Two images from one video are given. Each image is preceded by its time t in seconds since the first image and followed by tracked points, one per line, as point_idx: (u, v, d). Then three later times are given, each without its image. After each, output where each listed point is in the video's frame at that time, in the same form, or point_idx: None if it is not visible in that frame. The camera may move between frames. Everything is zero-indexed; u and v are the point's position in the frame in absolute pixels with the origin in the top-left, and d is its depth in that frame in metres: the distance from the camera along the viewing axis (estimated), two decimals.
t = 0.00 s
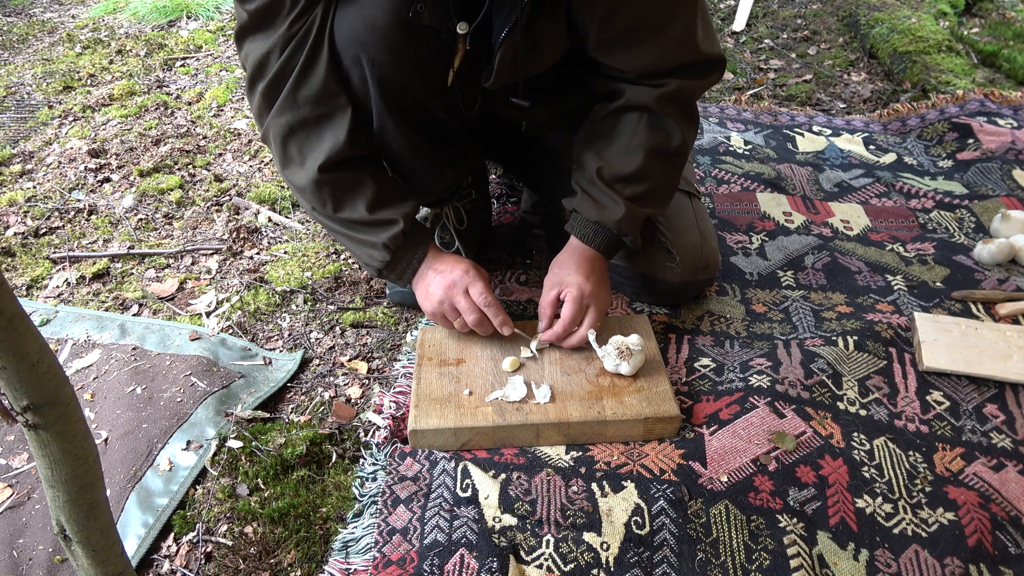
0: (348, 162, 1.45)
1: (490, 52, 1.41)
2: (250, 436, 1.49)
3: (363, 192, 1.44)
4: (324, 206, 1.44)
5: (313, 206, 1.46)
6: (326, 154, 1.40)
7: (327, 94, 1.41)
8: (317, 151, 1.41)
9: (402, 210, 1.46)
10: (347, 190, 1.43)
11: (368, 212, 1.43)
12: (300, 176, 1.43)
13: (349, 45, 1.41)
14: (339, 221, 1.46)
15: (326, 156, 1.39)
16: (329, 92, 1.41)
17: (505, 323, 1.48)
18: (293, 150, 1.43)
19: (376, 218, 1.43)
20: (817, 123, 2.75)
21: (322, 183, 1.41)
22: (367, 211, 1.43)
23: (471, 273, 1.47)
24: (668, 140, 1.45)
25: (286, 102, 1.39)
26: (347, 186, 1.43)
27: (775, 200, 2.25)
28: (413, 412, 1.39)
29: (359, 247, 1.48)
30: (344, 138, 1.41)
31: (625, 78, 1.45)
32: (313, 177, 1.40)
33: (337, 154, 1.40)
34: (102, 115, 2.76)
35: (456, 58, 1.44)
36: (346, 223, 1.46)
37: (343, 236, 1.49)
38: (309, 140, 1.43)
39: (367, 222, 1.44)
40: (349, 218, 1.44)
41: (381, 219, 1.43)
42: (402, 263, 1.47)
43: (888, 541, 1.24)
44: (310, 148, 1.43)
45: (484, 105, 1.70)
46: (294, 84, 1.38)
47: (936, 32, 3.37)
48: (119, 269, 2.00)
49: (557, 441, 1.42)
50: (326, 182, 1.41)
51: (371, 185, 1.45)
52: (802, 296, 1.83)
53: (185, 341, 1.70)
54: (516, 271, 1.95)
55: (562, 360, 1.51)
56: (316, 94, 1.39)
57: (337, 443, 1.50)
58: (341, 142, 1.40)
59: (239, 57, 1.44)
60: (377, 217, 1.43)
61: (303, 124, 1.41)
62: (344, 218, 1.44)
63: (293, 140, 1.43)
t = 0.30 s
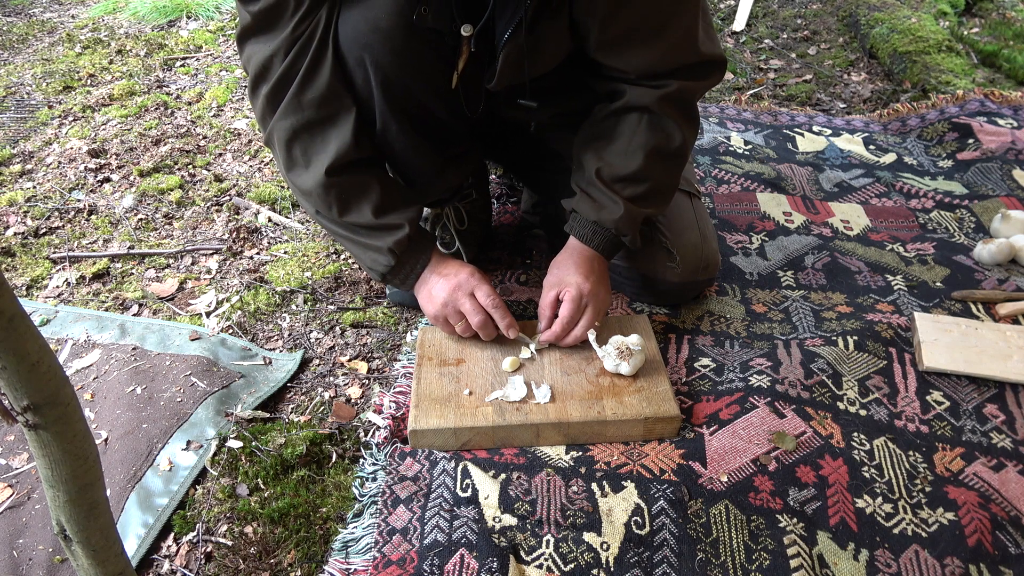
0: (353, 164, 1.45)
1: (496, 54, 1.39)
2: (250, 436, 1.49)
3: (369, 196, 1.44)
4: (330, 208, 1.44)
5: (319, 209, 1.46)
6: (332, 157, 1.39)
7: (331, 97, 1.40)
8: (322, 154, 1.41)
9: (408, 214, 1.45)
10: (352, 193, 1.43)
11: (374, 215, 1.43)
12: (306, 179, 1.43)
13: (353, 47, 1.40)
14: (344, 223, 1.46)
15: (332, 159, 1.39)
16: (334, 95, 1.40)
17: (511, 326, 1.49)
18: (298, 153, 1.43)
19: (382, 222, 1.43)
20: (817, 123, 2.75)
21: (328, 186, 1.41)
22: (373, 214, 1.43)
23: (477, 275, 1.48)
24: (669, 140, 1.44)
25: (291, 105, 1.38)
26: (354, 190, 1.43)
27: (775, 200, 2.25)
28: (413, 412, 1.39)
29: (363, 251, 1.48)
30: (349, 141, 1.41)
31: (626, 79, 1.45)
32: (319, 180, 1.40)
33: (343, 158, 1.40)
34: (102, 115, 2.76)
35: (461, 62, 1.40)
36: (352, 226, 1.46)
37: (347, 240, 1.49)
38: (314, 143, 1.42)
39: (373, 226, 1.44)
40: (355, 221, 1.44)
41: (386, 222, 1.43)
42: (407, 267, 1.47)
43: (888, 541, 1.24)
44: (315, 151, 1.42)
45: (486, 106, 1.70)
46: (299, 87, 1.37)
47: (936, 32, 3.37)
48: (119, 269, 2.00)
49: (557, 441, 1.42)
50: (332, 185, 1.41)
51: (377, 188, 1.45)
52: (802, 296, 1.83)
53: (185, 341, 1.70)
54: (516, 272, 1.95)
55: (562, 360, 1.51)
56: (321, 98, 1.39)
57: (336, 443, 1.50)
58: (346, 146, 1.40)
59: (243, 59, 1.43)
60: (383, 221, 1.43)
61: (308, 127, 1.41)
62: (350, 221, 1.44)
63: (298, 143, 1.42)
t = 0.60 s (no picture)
0: (356, 164, 1.45)
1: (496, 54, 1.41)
2: (250, 436, 1.49)
3: (372, 195, 1.44)
4: (332, 207, 1.44)
5: (322, 208, 1.45)
6: (335, 156, 1.39)
7: (334, 97, 1.40)
8: (325, 154, 1.41)
9: (411, 214, 1.46)
10: (355, 192, 1.43)
11: (377, 215, 1.43)
12: (309, 178, 1.43)
13: (356, 46, 1.40)
14: (347, 222, 1.46)
15: (335, 157, 1.39)
16: (336, 95, 1.40)
17: (515, 326, 1.48)
18: (301, 152, 1.43)
19: (385, 221, 1.43)
20: (817, 123, 2.75)
21: (330, 186, 1.40)
22: (376, 214, 1.43)
23: (484, 274, 1.48)
24: (668, 141, 1.45)
25: (293, 104, 1.38)
26: (356, 189, 1.43)
27: (775, 200, 2.25)
28: (413, 412, 1.39)
29: (366, 249, 1.47)
30: (352, 140, 1.41)
31: (626, 79, 1.45)
32: (322, 180, 1.40)
33: (346, 157, 1.40)
34: (102, 115, 2.76)
35: (462, 61, 1.44)
36: (354, 226, 1.46)
37: (348, 237, 1.48)
38: (317, 142, 1.42)
39: (376, 225, 1.44)
40: (358, 220, 1.44)
41: (389, 222, 1.43)
42: (410, 266, 1.47)
43: (888, 541, 1.24)
44: (318, 150, 1.42)
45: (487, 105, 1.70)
46: (301, 87, 1.37)
47: (936, 32, 3.37)
48: (119, 269, 2.00)
49: (557, 441, 1.42)
50: (335, 183, 1.40)
51: (380, 188, 1.45)
52: (802, 296, 1.83)
53: (185, 341, 1.70)
54: (516, 272, 1.95)
55: (562, 360, 1.51)
56: (323, 97, 1.39)
57: (336, 443, 1.50)
58: (349, 145, 1.40)
59: (246, 58, 1.44)
60: (386, 220, 1.43)
61: (311, 127, 1.41)
62: (353, 221, 1.44)
63: (300, 142, 1.42)
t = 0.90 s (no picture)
0: (361, 160, 1.45)
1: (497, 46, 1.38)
2: (250, 436, 1.49)
3: (380, 193, 1.44)
4: (341, 205, 1.42)
5: (330, 207, 1.45)
6: (343, 154, 1.39)
7: (339, 94, 1.39)
8: (333, 152, 1.41)
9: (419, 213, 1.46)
10: (364, 189, 1.42)
11: (388, 212, 1.43)
12: (317, 177, 1.42)
13: (359, 41, 1.40)
14: (356, 221, 1.45)
15: (344, 155, 1.39)
16: (341, 91, 1.40)
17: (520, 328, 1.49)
18: (307, 152, 1.42)
19: (397, 219, 1.42)
20: (817, 123, 2.75)
21: (341, 183, 1.40)
22: (387, 211, 1.42)
23: (491, 276, 1.48)
24: (665, 138, 1.44)
25: (299, 103, 1.35)
26: (365, 187, 1.42)
27: (775, 200, 2.25)
28: (413, 412, 1.39)
29: (375, 249, 1.47)
30: (359, 138, 1.41)
31: (622, 73, 1.45)
32: (331, 178, 1.39)
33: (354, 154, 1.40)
34: (102, 115, 2.76)
35: (463, 53, 1.38)
36: (364, 224, 1.45)
37: (356, 237, 1.49)
38: (323, 140, 1.41)
39: (387, 223, 1.43)
40: (368, 218, 1.43)
41: (400, 220, 1.43)
42: (419, 266, 1.47)
43: (888, 541, 1.24)
44: (324, 149, 1.42)
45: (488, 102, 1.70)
46: (309, 85, 1.35)
47: (936, 32, 3.37)
48: (119, 269, 2.00)
49: (557, 441, 1.42)
50: (345, 181, 1.39)
51: (387, 184, 1.45)
52: (802, 296, 1.83)
53: (185, 341, 1.70)
54: (516, 272, 1.95)
55: (562, 360, 1.51)
56: (329, 94, 1.38)
57: (336, 443, 1.50)
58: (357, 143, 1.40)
59: (247, 56, 1.42)
60: (397, 218, 1.43)
61: (317, 125, 1.40)
62: (363, 219, 1.44)
63: (306, 141, 1.41)
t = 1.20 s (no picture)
0: (361, 154, 1.44)
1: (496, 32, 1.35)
2: (250, 436, 1.49)
3: (380, 186, 1.43)
4: (341, 197, 1.41)
5: (330, 200, 1.44)
6: (343, 146, 1.38)
7: (339, 86, 1.39)
8: (332, 144, 1.40)
9: (419, 208, 1.46)
10: (364, 182, 1.42)
11: (388, 206, 1.42)
12: (316, 170, 1.41)
13: (359, 32, 1.40)
14: (355, 214, 1.44)
15: (344, 147, 1.38)
16: (341, 83, 1.39)
17: (517, 329, 1.50)
18: (306, 145, 1.41)
19: (397, 214, 1.42)
20: (817, 123, 2.75)
21: (341, 175, 1.39)
22: (387, 206, 1.42)
23: (489, 276, 1.48)
24: (655, 132, 1.44)
25: (299, 94, 1.35)
26: (365, 180, 1.42)
27: (775, 200, 2.25)
28: (413, 412, 1.39)
29: (373, 245, 1.45)
30: (358, 130, 1.40)
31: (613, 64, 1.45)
32: (331, 170, 1.38)
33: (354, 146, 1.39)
34: (102, 115, 2.76)
35: (463, 41, 1.37)
36: (363, 218, 1.44)
37: (355, 233, 1.47)
38: (322, 133, 1.41)
39: (386, 219, 1.43)
40: (367, 212, 1.42)
41: (400, 214, 1.42)
42: (416, 263, 1.46)
43: (888, 541, 1.24)
44: (323, 141, 1.41)
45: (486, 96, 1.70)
46: (309, 75, 1.34)
47: (936, 32, 3.37)
48: (119, 269, 2.00)
49: (557, 441, 1.42)
50: (345, 173, 1.39)
51: (386, 178, 1.45)
52: (802, 296, 1.83)
53: (185, 341, 1.70)
54: (516, 271, 1.95)
55: (562, 360, 1.51)
56: (329, 86, 1.37)
57: (336, 443, 1.50)
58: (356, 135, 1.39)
59: (247, 49, 1.42)
60: (397, 213, 1.42)
61: (316, 117, 1.39)
62: (361, 212, 1.42)
63: (305, 133, 1.40)
